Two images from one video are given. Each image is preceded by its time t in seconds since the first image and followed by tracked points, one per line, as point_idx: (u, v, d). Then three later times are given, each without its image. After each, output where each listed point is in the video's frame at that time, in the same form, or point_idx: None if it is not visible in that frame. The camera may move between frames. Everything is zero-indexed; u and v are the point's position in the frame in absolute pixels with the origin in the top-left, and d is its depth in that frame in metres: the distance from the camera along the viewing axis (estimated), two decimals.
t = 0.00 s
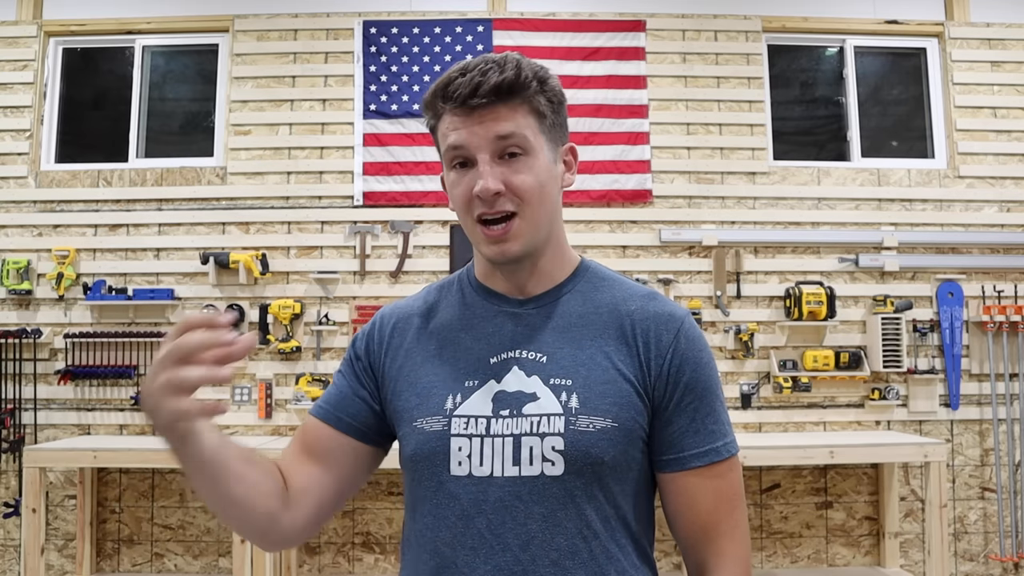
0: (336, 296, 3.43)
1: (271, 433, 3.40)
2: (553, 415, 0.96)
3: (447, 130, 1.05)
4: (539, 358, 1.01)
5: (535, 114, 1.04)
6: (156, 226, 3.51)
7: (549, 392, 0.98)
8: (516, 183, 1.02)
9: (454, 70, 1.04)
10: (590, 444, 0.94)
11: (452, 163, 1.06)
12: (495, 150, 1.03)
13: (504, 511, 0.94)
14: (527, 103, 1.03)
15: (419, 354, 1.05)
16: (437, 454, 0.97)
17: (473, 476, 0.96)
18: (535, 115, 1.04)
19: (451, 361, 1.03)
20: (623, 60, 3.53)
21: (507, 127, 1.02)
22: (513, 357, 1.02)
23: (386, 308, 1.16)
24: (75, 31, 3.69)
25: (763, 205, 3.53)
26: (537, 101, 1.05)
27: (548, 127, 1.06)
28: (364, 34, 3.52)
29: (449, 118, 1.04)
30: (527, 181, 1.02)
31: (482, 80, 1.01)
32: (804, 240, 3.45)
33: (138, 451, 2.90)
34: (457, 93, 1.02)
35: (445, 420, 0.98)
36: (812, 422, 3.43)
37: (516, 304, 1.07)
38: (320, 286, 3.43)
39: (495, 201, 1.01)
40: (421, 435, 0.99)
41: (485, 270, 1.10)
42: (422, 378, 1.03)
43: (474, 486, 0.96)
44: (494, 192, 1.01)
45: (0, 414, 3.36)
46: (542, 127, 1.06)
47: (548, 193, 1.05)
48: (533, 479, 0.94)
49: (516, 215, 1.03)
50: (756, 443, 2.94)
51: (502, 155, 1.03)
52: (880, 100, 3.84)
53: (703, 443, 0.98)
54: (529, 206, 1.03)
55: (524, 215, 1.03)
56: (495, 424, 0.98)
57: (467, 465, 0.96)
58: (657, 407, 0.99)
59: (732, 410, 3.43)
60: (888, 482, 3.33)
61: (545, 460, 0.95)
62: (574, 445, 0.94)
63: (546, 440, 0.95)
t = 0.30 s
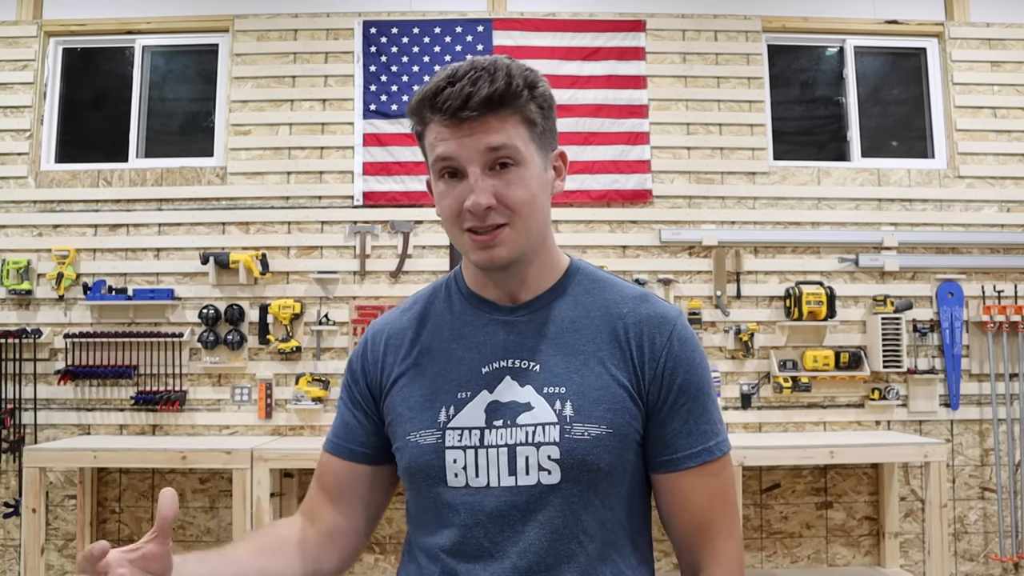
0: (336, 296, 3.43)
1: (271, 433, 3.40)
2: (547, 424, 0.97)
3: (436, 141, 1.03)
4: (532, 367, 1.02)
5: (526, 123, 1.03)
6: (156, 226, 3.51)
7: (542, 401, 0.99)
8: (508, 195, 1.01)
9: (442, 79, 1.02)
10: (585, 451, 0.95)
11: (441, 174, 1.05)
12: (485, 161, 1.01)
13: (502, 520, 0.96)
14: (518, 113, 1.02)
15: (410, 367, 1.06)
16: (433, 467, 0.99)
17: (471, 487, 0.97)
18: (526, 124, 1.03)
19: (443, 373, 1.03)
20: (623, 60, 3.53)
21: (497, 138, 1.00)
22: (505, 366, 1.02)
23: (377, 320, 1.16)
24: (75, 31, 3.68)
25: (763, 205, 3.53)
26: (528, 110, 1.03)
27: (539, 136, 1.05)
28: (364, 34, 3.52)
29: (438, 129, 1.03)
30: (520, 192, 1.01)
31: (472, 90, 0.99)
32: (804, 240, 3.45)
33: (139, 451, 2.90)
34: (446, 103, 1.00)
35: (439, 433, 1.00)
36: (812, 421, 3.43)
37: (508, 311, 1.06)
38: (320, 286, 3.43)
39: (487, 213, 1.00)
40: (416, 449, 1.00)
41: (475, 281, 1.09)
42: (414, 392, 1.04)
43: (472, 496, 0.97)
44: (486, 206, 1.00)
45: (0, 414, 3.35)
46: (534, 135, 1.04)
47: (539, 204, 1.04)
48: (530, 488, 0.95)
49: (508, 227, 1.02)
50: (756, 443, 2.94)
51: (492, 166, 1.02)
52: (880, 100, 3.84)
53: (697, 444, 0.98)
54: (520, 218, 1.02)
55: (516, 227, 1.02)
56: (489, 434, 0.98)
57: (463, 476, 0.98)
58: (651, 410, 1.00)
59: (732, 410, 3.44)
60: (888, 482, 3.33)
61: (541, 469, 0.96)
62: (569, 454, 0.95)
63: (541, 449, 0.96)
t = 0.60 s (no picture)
0: (336, 296, 3.43)
1: (271, 433, 3.40)
2: (555, 422, 0.97)
3: (458, 123, 1.04)
4: (539, 364, 1.01)
5: (549, 117, 1.04)
6: (156, 226, 3.51)
7: (549, 398, 0.98)
8: (524, 184, 1.01)
9: (473, 63, 1.03)
10: (592, 449, 0.95)
11: (460, 156, 1.05)
12: (505, 149, 1.02)
13: (507, 517, 0.95)
14: (542, 105, 1.03)
15: (413, 359, 1.05)
16: (437, 461, 0.98)
17: (475, 483, 0.96)
18: (550, 118, 1.04)
19: (448, 366, 1.03)
20: (623, 60, 3.53)
21: (519, 127, 1.01)
22: (511, 361, 1.02)
23: (376, 309, 1.15)
24: (75, 31, 3.68)
25: (763, 205, 3.53)
26: (553, 104, 1.04)
27: (560, 132, 1.06)
28: (364, 34, 3.52)
29: (462, 111, 1.03)
30: (535, 184, 1.02)
31: (500, 76, 1.00)
32: (804, 240, 3.44)
33: (138, 451, 2.90)
34: (474, 86, 1.01)
35: (443, 427, 0.98)
36: (812, 421, 3.43)
37: (513, 307, 1.07)
38: (320, 286, 3.43)
39: (501, 200, 1.01)
40: (418, 442, 0.99)
41: (481, 269, 1.09)
42: (417, 382, 1.02)
43: (476, 492, 0.96)
44: (501, 191, 1.00)
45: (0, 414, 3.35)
46: (555, 130, 1.05)
47: (553, 198, 1.04)
48: (537, 485, 0.95)
49: (521, 216, 1.02)
50: (756, 443, 2.94)
51: (511, 154, 1.02)
52: (880, 100, 3.84)
53: (701, 445, 0.99)
54: (534, 209, 1.02)
55: (528, 217, 1.02)
56: (495, 430, 0.98)
57: (467, 471, 0.97)
58: (657, 409, 1.00)
59: (732, 410, 3.43)
60: (888, 482, 3.33)
61: (547, 467, 0.96)
62: (576, 451, 0.95)
63: (548, 446, 0.96)
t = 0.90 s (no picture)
0: (336, 296, 3.43)
1: (271, 433, 3.40)
2: (572, 419, 0.97)
3: (517, 114, 1.05)
4: (558, 362, 1.02)
5: (601, 129, 1.09)
6: (156, 226, 3.51)
7: (567, 395, 0.99)
8: (572, 186, 1.04)
9: (543, 59, 1.06)
10: (608, 448, 0.95)
11: (510, 148, 1.07)
12: (559, 149, 1.05)
13: (519, 514, 0.95)
14: (598, 116, 1.08)
15: (429, 354, 1.04)
16: (449, 456, 0.96)
17: (488, 478, 0.96)
18: (601, 130, 1.09)
19: (465, 361, 1.02)
20: (623, 60, 3.53)
21: (578, 131, 1.05)
22: (529, 359, 1.02)
23: (388, 307, 1.14)
24: (75, 31, 3.68)
25: (763, 205, 3.53)
26: (607, 117, 1.10)
27: (606, 144, 1.11)
28: (364, 34, 3.52)
29: (524, 104, 1.05)
30: (581, 188, 1.05)
31: (571, 79, 1.04)
32: (804, 240, 3.45)
33: (139, 451, 2.90)
34: (543, 82, 1.03)
35: (457, 421, 0.97)
36: (812, 421, 3.43)
37: (533, 305, 1.08)
38: (320, 286, 3.43)
39: (549, 197, 1.03)
40: (430, 436, 0.97)
41: (511, 261, 1.09)
42: (433, 377, 1.01)
43: (488, 487, 0.96)
44: (552, 189, 1.02)
45: (0, 414, 3.35)
46: (603, 141, 1.10)
47: (593, 204, 1.08)
48: (551, 482, 0.95)
49: (563, 216, 1.04)
50: (756, 443, 2.94)
51: (564, 155, 1.05)
52: (880, 100, 3.84)
53: (714, 450, 1.00)
54: (576, 211, 1.05)
55: (569, 218, 1.05)
56: (511, 426, 0.97)
57: (481, 466, 0.96)
58: (671, 413, 1.01)
59: (731, 410, 3.44)
60: (888, 482, 3.33)
61: (563, 463, 0.96)
62: (592, 449, 0.95)
63: (564, 443, 0.96)
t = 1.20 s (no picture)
0: (336, 296, 3.43)
1: (271, 433, 3.40)
2: (574, 413, 0.97)
3: (520, 116, 1.05)
4: (560, 358, 1.02)
5: (602, 128, 1.09)
6: (156, 226, 3.51)
7: (569, 390, 0.99)
8: (577, 187, 1.05)
9: (544, 60, 1.05)
10: (610, 442, 0.95)
11: (513, 150, 1.06)
12: (563, 150, 1.05)
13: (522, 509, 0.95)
14: (600, 115, 1.08)
15: (432, 351, 1.04)
16: (452, 451, 0.96)
17: (490, 473, 0.95)
18: (602, 129, 1.09)
19: (468, 357, 1.02)
20: (623, 60, 3.53)
21: (580, 132, 1.05)
22: (531, 355, 1.02)
23: (392, 305, 1.14)
24: (75, 31, 3.68)
25: (763, 205, 3.53)
26: (607, 117, 1.10)
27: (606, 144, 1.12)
28: (364, 34, 3.52)
29: (526, 106, 1.05)
30: (585, 188, 1.06)
31: (573, 81, 1.04)
32: (804, 240, 3.44)
33: (138, 451, 2.90)
34: (545, 84, 1.03)
35: (460, 416, 0.97)
36: (812, 421, 3.43)
37: (535, 302, 1.08)
38: (320, 286, 3.43)
39: (555, 198, 1.03)
40: (432, 432, 0.97)
41: (516, 262, 1.09)
42: (436, 373, 1.01)
43: (491, 483, 0.95)
44: (559, 190, 1.02)
45: (0, 414, 3.35)
46: (604, 141, 1.11)
47: (595, 204, 1.09)
48: (553, 476, 0.95)
49: (569, 217, 1.05)
50: (756, 444, 2.94)
51: (567, 156, 1.05)
52: (880, 100, 3.84)
53: (714, 447, 1.00)
54: (580, 211, 1.06)
55: (575, 219, 1.05)
56: (513, 421, 0.97)
57: (483, 461, 0.96)
58: (672, 409, 1.01)
59: (731, 410, 3.43)
60: (888, 482, 3.33)
61: (565, 458, 0.95)
62: (595, 443, 0.95)
63: (566, 437, 0.96)
